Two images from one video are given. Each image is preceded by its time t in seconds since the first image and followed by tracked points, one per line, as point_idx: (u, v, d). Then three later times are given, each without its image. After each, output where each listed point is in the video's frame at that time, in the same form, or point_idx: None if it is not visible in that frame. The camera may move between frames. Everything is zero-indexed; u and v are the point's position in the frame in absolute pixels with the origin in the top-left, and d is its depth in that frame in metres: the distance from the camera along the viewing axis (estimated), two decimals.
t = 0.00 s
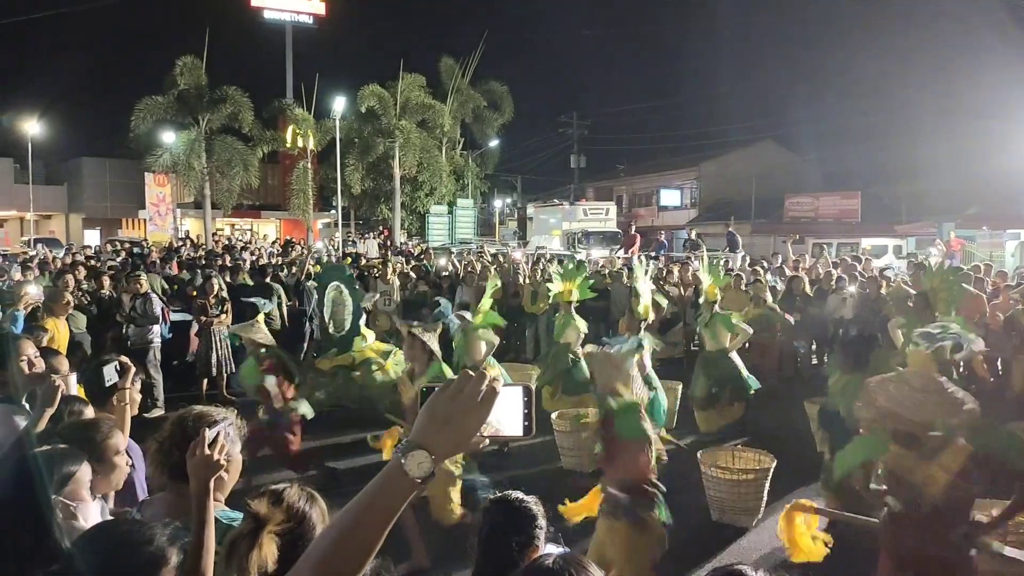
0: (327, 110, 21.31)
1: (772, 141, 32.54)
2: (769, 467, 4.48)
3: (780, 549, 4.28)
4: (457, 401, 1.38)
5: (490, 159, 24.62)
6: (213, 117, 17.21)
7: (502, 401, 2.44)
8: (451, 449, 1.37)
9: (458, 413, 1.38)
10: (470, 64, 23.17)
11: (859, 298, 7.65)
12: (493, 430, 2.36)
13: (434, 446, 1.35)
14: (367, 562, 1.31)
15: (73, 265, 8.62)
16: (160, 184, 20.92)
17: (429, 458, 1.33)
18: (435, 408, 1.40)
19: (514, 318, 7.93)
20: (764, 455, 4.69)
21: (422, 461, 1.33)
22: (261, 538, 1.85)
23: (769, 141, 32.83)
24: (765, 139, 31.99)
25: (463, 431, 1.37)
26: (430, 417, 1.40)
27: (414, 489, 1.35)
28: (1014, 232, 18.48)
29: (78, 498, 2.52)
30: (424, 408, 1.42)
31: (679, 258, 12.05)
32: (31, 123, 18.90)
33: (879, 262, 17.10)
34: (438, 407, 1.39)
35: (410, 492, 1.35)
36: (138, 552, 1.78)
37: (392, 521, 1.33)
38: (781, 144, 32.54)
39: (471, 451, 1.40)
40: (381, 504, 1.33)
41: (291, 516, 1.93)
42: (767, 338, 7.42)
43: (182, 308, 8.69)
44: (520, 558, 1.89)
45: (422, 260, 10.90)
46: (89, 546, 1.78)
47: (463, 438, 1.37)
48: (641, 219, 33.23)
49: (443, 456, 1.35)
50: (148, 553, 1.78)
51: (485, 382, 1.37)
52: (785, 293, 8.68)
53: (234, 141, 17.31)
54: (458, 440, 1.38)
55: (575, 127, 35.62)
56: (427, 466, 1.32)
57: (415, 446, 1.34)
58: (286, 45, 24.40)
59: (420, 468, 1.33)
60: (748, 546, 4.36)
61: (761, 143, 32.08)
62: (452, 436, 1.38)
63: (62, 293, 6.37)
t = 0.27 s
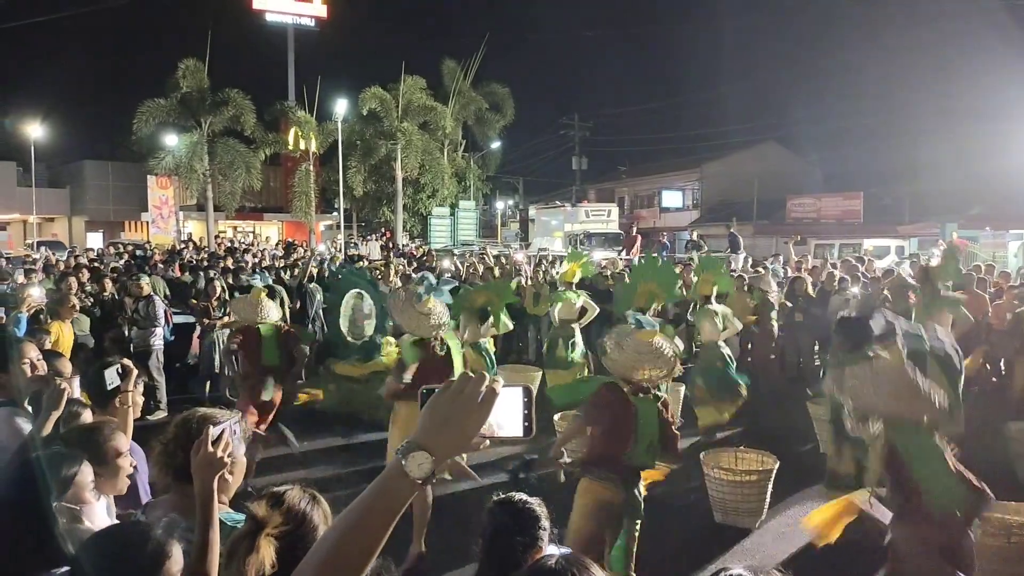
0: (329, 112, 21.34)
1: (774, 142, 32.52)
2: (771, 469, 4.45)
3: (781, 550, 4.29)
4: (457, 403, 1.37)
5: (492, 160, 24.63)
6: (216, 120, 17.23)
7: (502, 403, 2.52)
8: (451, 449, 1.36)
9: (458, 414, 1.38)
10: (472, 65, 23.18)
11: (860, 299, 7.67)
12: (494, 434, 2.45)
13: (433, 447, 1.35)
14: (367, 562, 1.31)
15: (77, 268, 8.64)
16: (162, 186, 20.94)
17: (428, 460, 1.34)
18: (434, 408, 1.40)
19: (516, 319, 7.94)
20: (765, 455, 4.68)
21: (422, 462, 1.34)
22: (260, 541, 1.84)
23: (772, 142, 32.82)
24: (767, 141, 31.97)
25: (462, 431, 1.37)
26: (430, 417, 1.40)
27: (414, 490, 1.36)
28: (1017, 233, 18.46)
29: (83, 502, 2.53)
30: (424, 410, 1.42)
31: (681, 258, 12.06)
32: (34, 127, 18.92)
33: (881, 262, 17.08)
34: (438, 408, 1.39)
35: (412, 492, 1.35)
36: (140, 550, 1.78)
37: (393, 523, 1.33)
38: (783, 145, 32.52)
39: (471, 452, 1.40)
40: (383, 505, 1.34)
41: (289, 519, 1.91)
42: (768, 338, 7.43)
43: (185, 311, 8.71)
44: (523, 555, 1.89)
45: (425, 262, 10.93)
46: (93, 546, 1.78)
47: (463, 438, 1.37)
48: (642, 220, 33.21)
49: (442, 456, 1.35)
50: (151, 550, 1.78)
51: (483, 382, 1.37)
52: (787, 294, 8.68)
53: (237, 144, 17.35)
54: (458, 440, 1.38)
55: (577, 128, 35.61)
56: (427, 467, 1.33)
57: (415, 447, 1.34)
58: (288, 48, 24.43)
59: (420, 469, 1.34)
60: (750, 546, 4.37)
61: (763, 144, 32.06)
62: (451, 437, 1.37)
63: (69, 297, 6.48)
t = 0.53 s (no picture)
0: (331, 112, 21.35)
1: (776, 143, 32.50)
2: (773, 471, 4.44)
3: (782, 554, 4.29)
4: (456, 402, 1.37)
5: (493, 161, 24.62)
6: (218, 120, 17.24)
7: (502, 401, 2.50)
8: (449, 448, 1.37)
9: (457, 412, 1.37)
10: (474, 66, 23.19)
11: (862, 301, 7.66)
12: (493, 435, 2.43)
13: (432, 446, 1.34)
14: (368, 562, 1.30)
15: (79, 268, 8.66)
16: (164, 186, 20.95)
17: (427, 459, 1.33)
18: (434, 407, 1.40)
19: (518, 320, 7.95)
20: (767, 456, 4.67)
21: (420, 461, 1.33)
22: (259, 540, 1.84)
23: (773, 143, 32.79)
24: (768, 142, 31.96)
25: (461, 430, 1.37)
26: (430, 416, 1.40)
27: (414, 488, 1.35)
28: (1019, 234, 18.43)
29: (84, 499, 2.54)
30: (423, 408, 1.42)
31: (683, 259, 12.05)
32: (36, 126, 18.91)
33: (883, 264, 17.05)
34: (437, 408, 1.39)
35: (412, 491, 1.35)
36: (141, 552, 1.77)
37: (392, 523, 1.33)
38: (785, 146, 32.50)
39: (470, 451, 1.40)
40: (382, 504, 1.34)
41: (290, 517, 1.90)
42: (770, 339, 7.43)
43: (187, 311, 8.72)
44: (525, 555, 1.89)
45: (427, 262, 10.93)
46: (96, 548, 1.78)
47: (462, 437, 1.37)
48: (644, 221, 33.18)
49: (441, 455, 1.34)
50: (151, 550, 1.78)
51: (482, 382, 1.37)
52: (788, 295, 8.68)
53: (239, 144, 17.36)
54: (457, 440, 1.38)
55: (578, 129, 35.60)
56: (425, 466, 1.32)
57: (414, 447, 1.34)
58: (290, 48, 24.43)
59: (418, 468, 1.33)
60: (751, 548, 4.37)
61: (765, 145, 32.05)
62: (451, 436, 1.38)
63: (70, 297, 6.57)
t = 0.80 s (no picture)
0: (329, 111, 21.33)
1: (774, 142, 32.51)
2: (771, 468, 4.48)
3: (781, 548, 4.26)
4: (452, 399, 1.38)
5: (491, 160, 24.60)
6: (215, 120, 17.23)
7: (497, 397, 2.16)
8: (446, 445, 1.37)
9: (454, 410, 1.38)
10: (472, 65, 23.16)
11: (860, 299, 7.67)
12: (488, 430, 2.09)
13: (429, 443, 1.34)
14: (368, 560, 1.30)
15: (76, 267, 8.63)
16: (162, 186, 20.93)
17: (424, 455, 1.32)
18: (430, 405, 1.40)
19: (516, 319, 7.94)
20: (765, 454, 4.68)
21: (418, 458, 1.32)
22: (258, 538, 1.83)
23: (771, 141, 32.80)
24: (766, 140, 31.96)
25: (458, 427, 1.37)
26: (426, 414, 1.40)
27: (412, 486, 1.35)
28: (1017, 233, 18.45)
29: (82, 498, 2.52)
30: (419, 406, 1.42)
31: (681, 258, 12.06)
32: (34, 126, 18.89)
33: (881, 262, 17.05)
34: (433, 406, 1.39)
35: (409, 489, 1.35)
36: (139, 551, 1.76)
37: (390, 521, 1.33)
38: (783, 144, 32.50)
39: (467, 448, 1.39)
40: (380, 502, 1.33)
41: (288, 517, 1.89)
42: (768, 337, 7.42)
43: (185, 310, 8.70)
44: (523, 558, 1.82)
45: (425, 261, 10.92)
46: (92, 548, 1.77)
47: (459, 435, 1.37)
48: (642, 220, 32.98)
49: (438, 452, 1.34)
50: (148, 550, 1.77)
51: (478, 378, 1.38)
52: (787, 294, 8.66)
53: (237, 144, 17.34)
54: (454, 438, 1.38)
55: (576, 128, 35.61)
56: (422, 463, 1.32)
57: (411, 443, 1.33)
58: (288, 47, 24.40)
59: (416, 465, 1.33)
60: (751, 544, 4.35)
61: (763, 143, 32.05)
62: (447, 433, 1.38)
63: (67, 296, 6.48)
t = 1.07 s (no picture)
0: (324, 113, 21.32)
1: (769, 143, 32.60)
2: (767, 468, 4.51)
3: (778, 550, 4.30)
4: (442, 400, 1.39)
5: (487, 162, 24.62)
6: (210, 122, 17.20)
7: (488, 395, 2.17)
8: (437, 446, 1.37)
9: (445, 411, 1.38)
10: (467, 66, 23.17)
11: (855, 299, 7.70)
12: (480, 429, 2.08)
13: (421, 443, 1.35)
14: (362, 561, 1.30)
15: (70, 269, 8.62)
16: (157, 188, 20.89)
17: (416, 456, 1.33)
18: (421, 406, 1.41)
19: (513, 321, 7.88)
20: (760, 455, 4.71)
21: (410, 459, 1.33)
22: (251, 541, 1.83)
23: (766, 142, 32.88)
24: (761, 142, 32.04)
25: (450, 426, 1.39)
26: (417, 415, 1.41)
27: (404, 487, 1.36)
28: (1011, 233, 18.51)
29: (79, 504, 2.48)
30: (410, 408, 1.43)
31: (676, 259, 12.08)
32: (28, 129, 18.83)
33: (876, 263, 17.12)
34: (425, 407, 1.40)
35: (402, 490, 1.35)
36: (133, 553, 1.76)
37: (383, 520, 1.33)
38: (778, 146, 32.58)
39: (459, 448, 1.40)
40: (374, 503, 1.33)
41: (282, 518, 1.90)
42: (764, 337, 7.43)
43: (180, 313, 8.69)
44: (518, 560, 1.83)
45: (420, 263, 10.92)
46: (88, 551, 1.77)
47: (451, 435, 1.38)
48: (638, 221, 33.30)
49: (430, 452, 1.35)
50: (143, 553, 1.76)
51: (469, 377, 1.39)
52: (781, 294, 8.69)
53: (232, 145, 17.31)
54: (445, 439, 1.39)
55: (571, 130, 35.65)
56: (415, 464, 1.32)
57: (403, 444, 1.34)
58: (283, 49, 24.37)
59: (408, 466, 1.33)
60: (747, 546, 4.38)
61: (758, 145, 32.13)
62: (440, 434, 1.39)
63: (61, 298, 6.42)
